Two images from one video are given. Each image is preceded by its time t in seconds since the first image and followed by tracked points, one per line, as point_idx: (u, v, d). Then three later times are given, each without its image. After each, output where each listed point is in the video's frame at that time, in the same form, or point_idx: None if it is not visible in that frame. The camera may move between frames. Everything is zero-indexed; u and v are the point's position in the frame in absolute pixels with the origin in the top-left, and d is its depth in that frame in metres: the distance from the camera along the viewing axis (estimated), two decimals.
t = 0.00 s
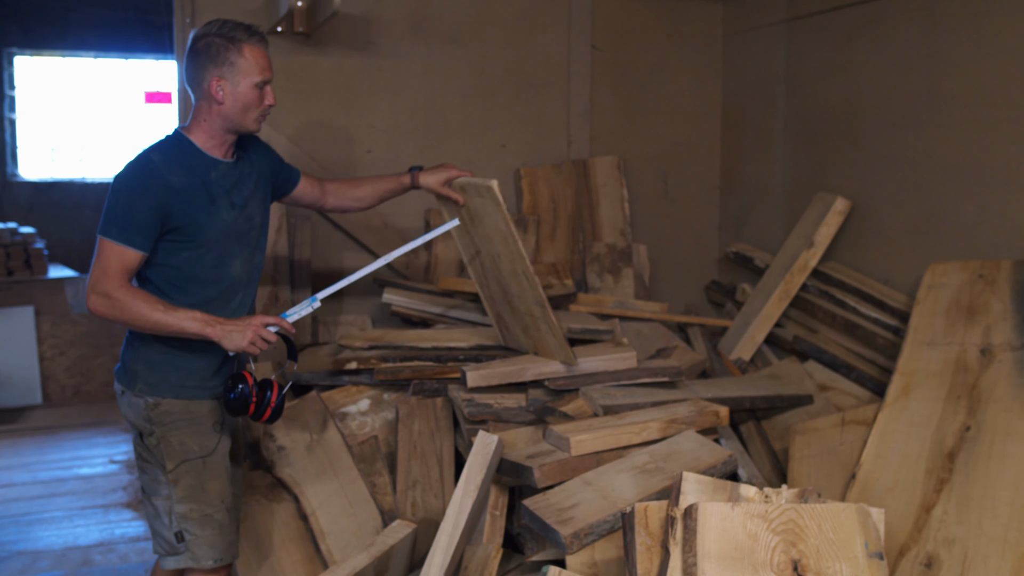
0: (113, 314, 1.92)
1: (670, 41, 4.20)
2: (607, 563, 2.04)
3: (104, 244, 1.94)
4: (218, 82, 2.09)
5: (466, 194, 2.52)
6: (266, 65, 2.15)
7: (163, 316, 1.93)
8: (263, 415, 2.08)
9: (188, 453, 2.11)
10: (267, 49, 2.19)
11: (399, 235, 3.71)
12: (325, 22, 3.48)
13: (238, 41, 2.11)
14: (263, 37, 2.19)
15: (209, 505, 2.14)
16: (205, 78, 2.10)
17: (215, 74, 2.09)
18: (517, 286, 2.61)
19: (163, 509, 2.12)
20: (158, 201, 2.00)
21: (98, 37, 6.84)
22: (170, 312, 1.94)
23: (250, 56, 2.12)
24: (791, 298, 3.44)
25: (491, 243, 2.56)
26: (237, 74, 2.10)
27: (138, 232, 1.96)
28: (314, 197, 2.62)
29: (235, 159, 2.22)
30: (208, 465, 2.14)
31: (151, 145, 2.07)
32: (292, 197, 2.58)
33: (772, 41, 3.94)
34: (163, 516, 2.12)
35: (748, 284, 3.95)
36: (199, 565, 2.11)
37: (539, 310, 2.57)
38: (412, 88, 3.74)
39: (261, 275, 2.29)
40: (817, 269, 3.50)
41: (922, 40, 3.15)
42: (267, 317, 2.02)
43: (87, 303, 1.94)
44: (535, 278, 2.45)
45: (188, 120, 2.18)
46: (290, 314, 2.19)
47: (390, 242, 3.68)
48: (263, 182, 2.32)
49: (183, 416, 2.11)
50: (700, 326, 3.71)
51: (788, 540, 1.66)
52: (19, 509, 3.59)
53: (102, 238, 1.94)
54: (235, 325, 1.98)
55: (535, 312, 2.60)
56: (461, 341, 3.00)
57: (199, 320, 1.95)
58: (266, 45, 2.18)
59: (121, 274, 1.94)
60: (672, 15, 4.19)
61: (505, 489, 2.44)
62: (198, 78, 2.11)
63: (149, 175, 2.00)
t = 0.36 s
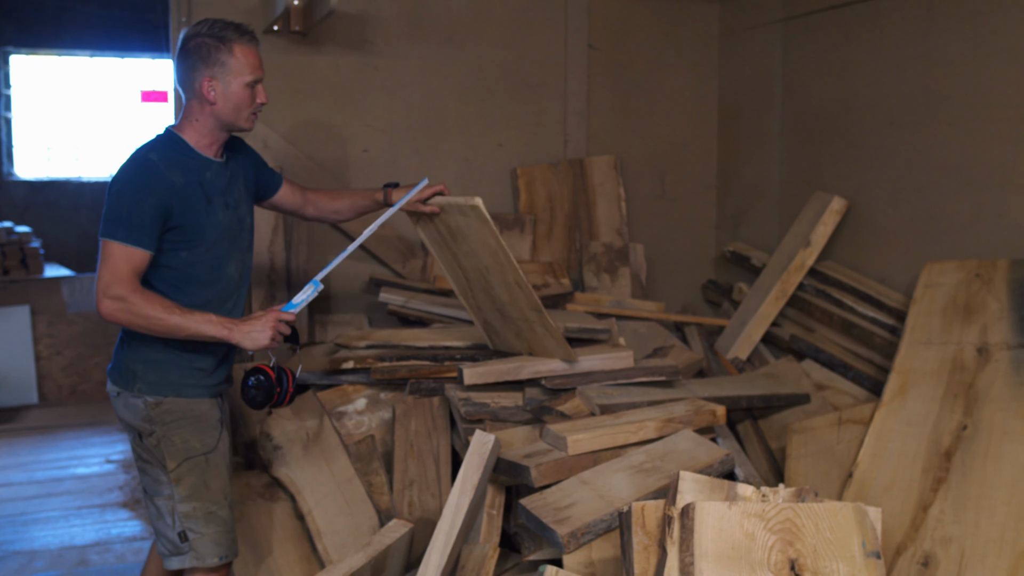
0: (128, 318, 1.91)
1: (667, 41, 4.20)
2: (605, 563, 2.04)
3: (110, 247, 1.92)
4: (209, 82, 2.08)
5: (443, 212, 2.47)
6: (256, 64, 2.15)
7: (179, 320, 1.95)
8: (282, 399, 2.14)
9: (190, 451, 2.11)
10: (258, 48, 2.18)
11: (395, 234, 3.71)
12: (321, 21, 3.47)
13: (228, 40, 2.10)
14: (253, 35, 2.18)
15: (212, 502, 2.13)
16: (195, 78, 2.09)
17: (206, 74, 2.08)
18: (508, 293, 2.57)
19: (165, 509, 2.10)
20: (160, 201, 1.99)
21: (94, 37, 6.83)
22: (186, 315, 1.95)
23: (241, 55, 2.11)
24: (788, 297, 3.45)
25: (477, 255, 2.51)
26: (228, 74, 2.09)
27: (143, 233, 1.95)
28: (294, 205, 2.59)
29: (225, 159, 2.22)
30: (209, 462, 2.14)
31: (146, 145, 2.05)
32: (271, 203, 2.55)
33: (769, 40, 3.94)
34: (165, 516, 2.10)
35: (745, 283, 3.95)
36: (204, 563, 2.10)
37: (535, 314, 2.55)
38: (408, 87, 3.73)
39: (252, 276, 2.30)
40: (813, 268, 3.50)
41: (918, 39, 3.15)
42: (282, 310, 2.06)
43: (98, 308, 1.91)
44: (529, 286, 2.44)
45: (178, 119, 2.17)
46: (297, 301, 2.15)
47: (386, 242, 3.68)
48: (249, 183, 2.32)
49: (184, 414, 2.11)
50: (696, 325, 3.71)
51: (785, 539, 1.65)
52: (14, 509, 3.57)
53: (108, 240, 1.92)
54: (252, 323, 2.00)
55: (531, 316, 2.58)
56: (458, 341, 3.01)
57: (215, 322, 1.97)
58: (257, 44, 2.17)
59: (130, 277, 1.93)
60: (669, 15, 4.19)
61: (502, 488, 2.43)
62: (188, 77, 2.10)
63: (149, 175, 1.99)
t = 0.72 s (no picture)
0: (123, 322, 1.92)
1: (664, 41, 4.20)
2: (602, 563, 2.05)
3: (103, 250, 1.91)
4: (201, 83, 2.08)
5: (441, 217, 2.46)
6: (249, 65, 2.14)
7: (174, 323, 1.96)
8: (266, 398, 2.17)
9: (183, 452, 2.10)
10: (250, 48, 2.17)
11: (392, 235, 3.71)
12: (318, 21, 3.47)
13: (220, 41, 2.09)
14: (245, 36, 2.17)
15: (207, 503, 2.13)
16: (187, 78, 2.08)
17: (197, 75, 2.08)
18: (506, 297, 2.56)
19: (160, 510, 2.11)
20: (152, 203, 1.98)
21: (91, 37, 6.82)
22: (180, 318, 1.97)
23: (232, 56, 2.10)
24: (784, 297, 3.45)
25: (476, 260, 2.50)
26: (220, 74, 2.09)
27: (135, 236, 1.94)
28: (293, 207, 2.58)
29: (219, 159, 2.22)
30: (203, 463, 2.13)
31: (139, 147, 2.04)
32: (270, 204, 2.54)
33: (766, 40, 3.94)
34: (160, 517, 2.11)
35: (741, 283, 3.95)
36: (198, 564, 2.11)
37: (533, 320, 2.55)
38: (405, 87, 3.73)
39: (246, 276, 2.29)
40: (810, 267, 3.51)
41: (915, 39, 3.15)
42: (276, 317, 2.08)
43: (93, 312, 1.92)
44: (529, 292, 2.42)
45: (172, 119, 2.16)
46: (290, 309, 2.13)
47: (383, 242, 3.68)
48: (244, 183, 2.31)
49: (178, 415, 2.10)
50: (693, 325, 3.71)
51: (783, 539, 1.65)
52: (11, 510, 3.56)
53: (101, 243, 1.91)
54: (245, 328, 2.03)
55: (529, 321, 2.58)
56: (454, 341, 3.01)
57: (209, 326, 1.99)
58: (250, 44, 2.17)
59: (123, 280, 1.93)
60: (666, 15, 4.19)
61: (499, 488, 2.43)
62: (180, 78, 2.09)
63: (141, 177, 1.98)
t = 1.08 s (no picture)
0: (128, 328, 1.93)
1: (660, 43, 4.21)
2: (597, 566, 2.04)
3: (107, 257, 1.92)
4: (202, 88, 2.07)
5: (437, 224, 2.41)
6: (251, 70, 2.13)
7: (179, 331, 1.96)
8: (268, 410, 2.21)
9: (183, 455, 2.10)
10: (252, 54, 2.17)
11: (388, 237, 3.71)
12: (314, 24, 3.47)
13: (222, 46, 2.09)
14: (249, 41, 2.17)
15: (206, 506, 2.13)
16: (189, 84, 2.08)
17: (199, 80, 2.07)
18: (503, 305, 2.52)
19: (158, 513, 2.10)
20: (153, 209, 1.98)
21: (86, 37, 6.80)
22: (184, 326, 1.97)
23: (234, 61, 2.09)
24: (781, 299, 3.45)
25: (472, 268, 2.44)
26: (221, 80, 2.08)
27: (137, 242, 1.94)
28: (296, 208, 2.57)
29: (221, 164, 2.21)
30: (202, 466, 2.13)
31: (141, 153, 2.04)
32: (272, 206, 2.54)
33: (762, 42, 3.95)
34: (158, 519, 2.11)
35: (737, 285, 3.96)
36: (197, 567, 2.11)
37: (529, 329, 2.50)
38: (401, 89, 3.73)
39: (248, 280, 2.29)
40: (806, 270, 3.51)
41: (910, 42, 3.17)
42: (278, 329, 2.10)
43: (98, 318, 1.93)
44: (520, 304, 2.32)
45: (174, 124, 2.16)
46: (296, 319, 2.16)
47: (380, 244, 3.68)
48: (247, 187, 2.31)
49: (177, 418, 2.10)
50: (689, 327, 3.71)
51: (776, 542, 1.66)
52: (7, 512, 3.56)
53: (104, 250, 1.92)
54: (250, 339, 2.03)
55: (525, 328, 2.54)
56: (451, 343, 3.00)
57: (215, 335, 1.99)
58: (252, 50, 2.16)
59: (128, 287, 1.94)
60: (662, 17, 4.20)
61: (495, 491, 2.43)
62: (182, 83, 2.09)
63: (142, 183, 1.98)
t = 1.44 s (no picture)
0: (152, 342, 1.95)
1: (657, 47, 4.22)
2: (594, 570, 2.02)
3: (124, 269, 1.94)
4: (206, 96, 2.06)
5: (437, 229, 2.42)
6: (255, 78, 2.12)
7: (202, 345, 1.98)
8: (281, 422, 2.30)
9: (183, 458, 2.10)
10: (257, 60, 2.15)
11: (385, 241, 3.72)
12: (312, 28, 3.48)
13: (226, 54, 2.08)
14: (253, 48, 2.15)
15: (205, 510, 2.13)
16: (193, 91, 2.07)
17: (203, 88, 2.06)
18: (500, 309, 2.52)
19: (158, 516, 2.10)
20: (162, 218, 1.98)
21: (84, 41, 6.79)
22: (207, 341, 1.99)
23: (238, 69, 2.08)
24: (777, 302, 3.46)
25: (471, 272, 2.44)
26: (226, 88, 2.07)
27: (150, 253, 1.95)
28: (297, 211, 2.58)
29: (224, 169, 2.21)
30: (203, 469, 2.13)
31: (147, 161, 2.04)
32: (274, 208, 2.54)
33: (758, 46, 3.96)
34: (158, 522, 2.10)
35: (734, 289, 3.96)
36: (195, 571, 2.10)
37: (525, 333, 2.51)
38: (398, 92, 3.73)
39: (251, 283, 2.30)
40: (803, 273, 3.52)
41: (906, 45, 3.18)
42: (300, 347, 2.11)
43: (123, 333, 1.95)
44: (517, 308, 2.32)
45: (178, 129, 2.15)
46: (314, 340, 2.11)
47: (378, 248, 3.69)
48: (250, 191, 2.31)
49: (178, 421, 2.10)
50: (686, 330, 3.72)
51: (773, 545, 1.66)
52: (3, 516, 3.55)
53: (122, 263, 1.93)
54: (271, 355, 2.05)
55: (522, 331, 2.54)
56: (448, 346, 3.00)
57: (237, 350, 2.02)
58: (256, 56, 2.15)
59: (149, 300, 1.96)
60: (659, 21, 4.21)
61: (491, 495, 2.42)
62: (186, 90, 2.08)
63: (150, 193, 1.98)
